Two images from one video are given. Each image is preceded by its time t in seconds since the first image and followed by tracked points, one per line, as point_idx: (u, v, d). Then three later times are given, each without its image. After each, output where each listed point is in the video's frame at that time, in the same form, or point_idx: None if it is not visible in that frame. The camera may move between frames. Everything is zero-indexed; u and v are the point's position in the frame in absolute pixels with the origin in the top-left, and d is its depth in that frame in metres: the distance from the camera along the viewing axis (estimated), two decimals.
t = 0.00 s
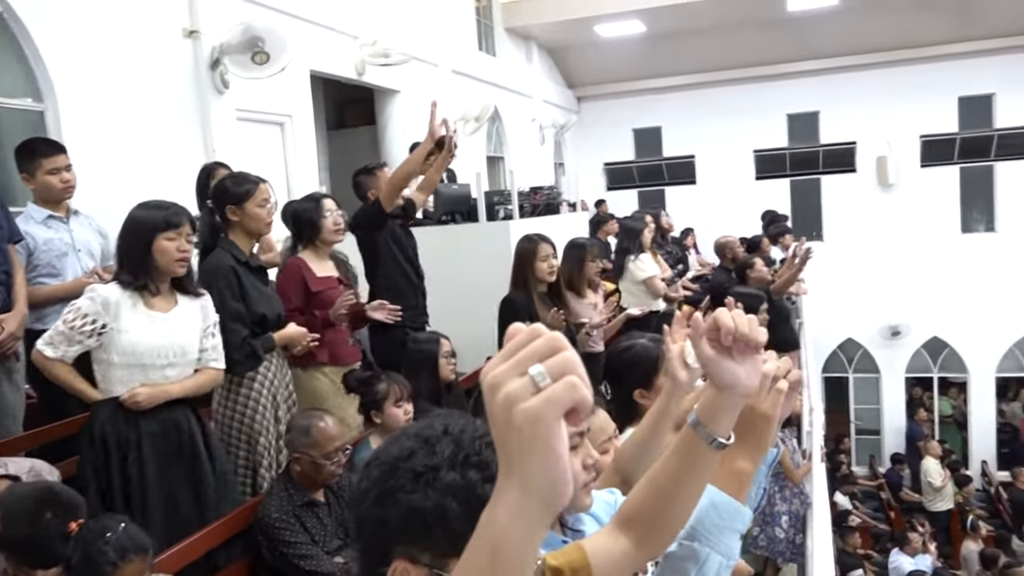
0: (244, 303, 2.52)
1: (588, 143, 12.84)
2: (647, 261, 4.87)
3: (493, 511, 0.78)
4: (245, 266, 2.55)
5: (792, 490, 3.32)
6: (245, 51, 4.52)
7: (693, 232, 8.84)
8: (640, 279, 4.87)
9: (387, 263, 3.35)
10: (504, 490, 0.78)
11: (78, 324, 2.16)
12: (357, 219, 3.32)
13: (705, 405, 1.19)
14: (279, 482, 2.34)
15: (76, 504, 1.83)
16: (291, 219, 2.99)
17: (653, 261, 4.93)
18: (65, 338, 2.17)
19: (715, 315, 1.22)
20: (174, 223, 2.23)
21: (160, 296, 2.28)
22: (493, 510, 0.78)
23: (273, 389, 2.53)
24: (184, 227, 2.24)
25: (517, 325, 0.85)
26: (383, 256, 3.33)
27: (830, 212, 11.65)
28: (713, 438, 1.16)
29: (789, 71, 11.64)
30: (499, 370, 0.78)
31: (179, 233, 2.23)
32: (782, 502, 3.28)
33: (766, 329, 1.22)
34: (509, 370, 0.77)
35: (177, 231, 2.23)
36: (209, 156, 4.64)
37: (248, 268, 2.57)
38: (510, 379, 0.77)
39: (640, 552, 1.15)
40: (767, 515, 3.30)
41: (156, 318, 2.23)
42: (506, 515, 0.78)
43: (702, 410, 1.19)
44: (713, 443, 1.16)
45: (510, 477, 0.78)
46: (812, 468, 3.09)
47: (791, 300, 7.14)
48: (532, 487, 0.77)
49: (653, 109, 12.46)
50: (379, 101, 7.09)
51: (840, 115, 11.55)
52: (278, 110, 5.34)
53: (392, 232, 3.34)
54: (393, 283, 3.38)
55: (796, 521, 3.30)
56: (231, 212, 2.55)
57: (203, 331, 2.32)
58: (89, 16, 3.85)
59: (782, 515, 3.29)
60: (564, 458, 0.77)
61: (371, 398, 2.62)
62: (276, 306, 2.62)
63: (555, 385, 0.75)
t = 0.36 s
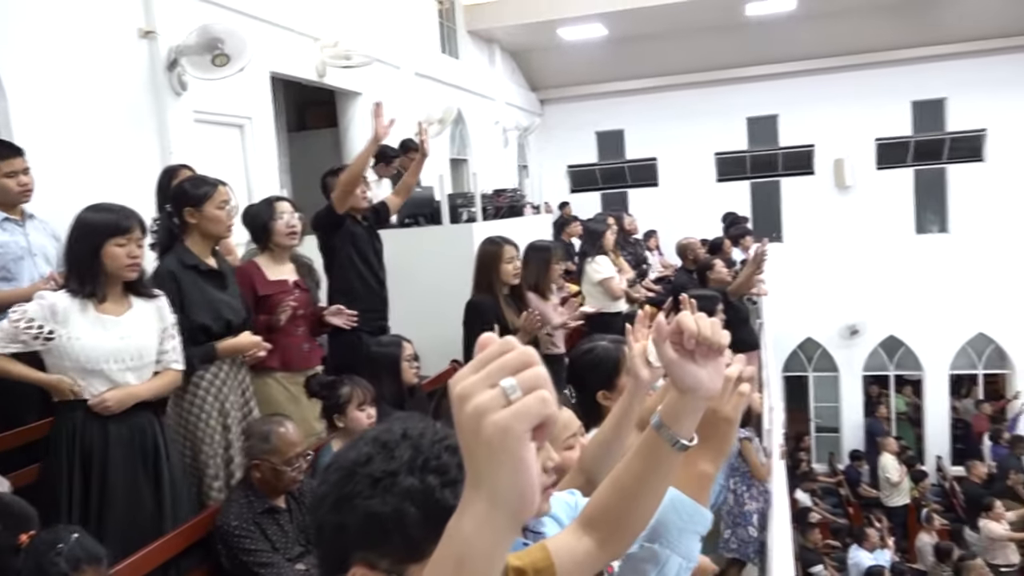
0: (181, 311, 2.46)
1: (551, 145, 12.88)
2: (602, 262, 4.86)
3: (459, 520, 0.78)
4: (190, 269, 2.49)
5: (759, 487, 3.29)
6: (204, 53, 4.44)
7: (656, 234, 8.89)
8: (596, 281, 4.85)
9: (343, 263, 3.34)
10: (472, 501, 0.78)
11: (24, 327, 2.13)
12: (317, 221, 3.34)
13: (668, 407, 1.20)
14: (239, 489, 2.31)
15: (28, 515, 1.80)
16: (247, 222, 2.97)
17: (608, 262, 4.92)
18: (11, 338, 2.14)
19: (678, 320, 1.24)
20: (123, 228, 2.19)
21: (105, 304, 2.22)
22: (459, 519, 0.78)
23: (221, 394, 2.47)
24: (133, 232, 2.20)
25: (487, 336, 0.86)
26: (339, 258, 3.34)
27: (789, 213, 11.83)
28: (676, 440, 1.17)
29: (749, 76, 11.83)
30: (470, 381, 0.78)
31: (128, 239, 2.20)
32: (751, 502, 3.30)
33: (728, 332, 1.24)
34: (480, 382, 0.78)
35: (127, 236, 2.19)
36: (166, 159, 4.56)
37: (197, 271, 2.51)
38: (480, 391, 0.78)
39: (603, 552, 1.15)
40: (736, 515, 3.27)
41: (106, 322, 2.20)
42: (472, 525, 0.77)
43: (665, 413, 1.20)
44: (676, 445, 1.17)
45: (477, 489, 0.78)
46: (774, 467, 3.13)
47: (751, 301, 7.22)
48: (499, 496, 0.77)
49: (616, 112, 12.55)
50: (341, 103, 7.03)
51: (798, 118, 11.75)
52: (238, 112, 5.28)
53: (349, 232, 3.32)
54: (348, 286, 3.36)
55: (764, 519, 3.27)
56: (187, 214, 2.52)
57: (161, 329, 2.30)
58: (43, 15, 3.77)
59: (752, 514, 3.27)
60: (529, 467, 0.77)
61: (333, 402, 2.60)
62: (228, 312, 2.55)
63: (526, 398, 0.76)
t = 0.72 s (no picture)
0: (125, 311, 2.40)
1: (522, 140, 12.86)
2: (565, 256, 4.77)
3: (412, 539, 0.75)
4: (138, 266, 2.43)
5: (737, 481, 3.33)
6: (168, 46, 4.35)
7: (627, 228, 8.92)
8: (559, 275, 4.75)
9: (307, 257, 3.30)
10: (424, 520, 0.74)
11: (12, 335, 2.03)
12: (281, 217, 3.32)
13: (638, 402, 1.20)
14: (207, 486, 2.27)
15: None
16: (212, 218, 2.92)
17: (573, 257, 4.83)
18: None
19: (647, 314, 1.24)
20: (80, 225, 2.14)
21: (69, 300, 2.19)
22: (413, 539, 0.75)
23: (167, 398, 2.37)
24: (90, 229, 2.16)
25: (440, 339, 0.80)
26: (303, 252, 3.29)
27: (758, 207, 11.94)
28: (646, 437, 1.17)
29: (718, 71, 11.91)
30: (420, 393, 0.73)
31: (86, 235, 2.15)
32: (730, 496, 3.31)
33: (698, 326, 1.24)
34: (430, 394, 0.73)
35: (85, 233, 2.15)
36: (130, 155, 4.48)
37: (148, 267, 2.44)
38: (431, 403, 0.73)
39: (574, 551, 1.14)
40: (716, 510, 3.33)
41: (70, 314, 2.16)
42: (426, 544, 0.74)
43: (635, 408, 1.19)
44: (647, 442, 1.17)
45: (430, 506, 0.74)
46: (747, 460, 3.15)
47: (722, 294, 7.25)
48: (452, 513, 0.73)
49: (587, 107, 12.57)
50: (309, 96, 6.95)
51: (767, 113, 11.85)
52: (203, 106, 5.19)
53: (313, 226, 3.28)
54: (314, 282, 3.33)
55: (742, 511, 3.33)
56: (149, 207, 2.47)
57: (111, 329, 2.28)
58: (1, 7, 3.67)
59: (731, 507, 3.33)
60: (486, 483, 0.73)
61: (300, 400, 2.56)
62: (177, 311, 2.46)
63: (480, 411, 0.72)
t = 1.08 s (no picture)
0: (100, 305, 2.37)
1: (511, 129, 12.83)
2: (552, 247, 4.79)
3: (384, 558, 0.75)
4: (112, 258, 2.38)
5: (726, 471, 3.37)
6: (152, 35, 4.30)
7: (616, 217, 8.91)
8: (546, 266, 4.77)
9: (289, 248, 3.27)
10: (397, 542, 0.74)
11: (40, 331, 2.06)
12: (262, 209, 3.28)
13: (624, 399, 1.19)
14: (195, 477, 2.24)
15: None
16: (196, 209, 2.88)
17: (560, 248, 4.86)
18: (37, 349, 2.04)
19: (634, 308, 1.25)
20: (52, 217, 2.14)
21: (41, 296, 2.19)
22: (384, 561, 0.75)
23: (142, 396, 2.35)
24: (62, 221, 2.17)
25: (414, 344, 0.79)
26: (285, 244, 3.27)
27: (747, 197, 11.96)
28: (633, 434, 1.16)
29: (706, 60, 11.90)
30: (390, 405, 0.72)
31: (58, 229, 2.16)
32: (720, 485, 3.31)
33: (685, 320, 1.25)
34: (401, 407, 0.71)
35: (57, 225, 2.16)
36: (114, 143, 4.43)
37: (122, 260, 2.39)
38: (402, 417, 0.71)
39: (556, 552, 1.15)
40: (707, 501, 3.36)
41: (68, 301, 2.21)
42: (398, 565, 0.74)
43: (623, 405, 1.18)
44: (633, 439, 1.16)
45: (400, 526, 0.74)
46: (735, 448, 3.19)
47: (711, 284, 7.26)
48: (422, 535, 0.73)
49: (575, 96, 12.54)
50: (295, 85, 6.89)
51: (755, 103, 11.86)
52: (188, 95, 5.14)
53: (294, 217, 3.25)
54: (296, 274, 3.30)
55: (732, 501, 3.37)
56: (132, 198, 2.44)
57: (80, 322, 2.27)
58: None
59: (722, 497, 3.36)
60: (463, 504, 0.73)
61: (283, 395, 2.55)
62: (152, 304, 2.40)
63: (454, 427, 0.70)
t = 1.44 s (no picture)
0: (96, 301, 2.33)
1: (501, 124, 12.81)
2: (547, 242, 4.73)
3: None
4: (106, 254, 2.35)
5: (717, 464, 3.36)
6: (140, 29, 4.22)
7: (606, 211, 8.90)
8: (541, 261, 4.73)
9: (276, 242, 3.24)
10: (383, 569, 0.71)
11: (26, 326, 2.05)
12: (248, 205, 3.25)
13: (617, 403, 1.19)
14: (186, 473, 2.22)
15: None
16: (185, 203, 2.84)
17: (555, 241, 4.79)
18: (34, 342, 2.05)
19: (630, 308, 1.23)
20: (27, 210, 2.12)
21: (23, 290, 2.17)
22: None
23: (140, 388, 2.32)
24: (37, 213, 2.14)
25: (409, 357, 0.78)
26: (271, 238, 3.24)
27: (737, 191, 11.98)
28: (626, 437, 1.16)
29: (696, 54, 11.92)
30: (381, 423, 0.70)
31: (35, 221, 2.14)
32: (710, 480, 3.31)
33: (682, 321, 1.24)
34: (394, 425, 0.70)
35: (34, 218, 2.13)
36: (100, 138, 4.40)
37: (116, 255, 2.36)
38: (394, 436, 0.70)
39: (548, 558, 1.14)
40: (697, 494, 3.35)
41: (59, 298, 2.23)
42: None
43: (616, 408, 1.18)
44: (626, 442, 1.16)
45: (392, 555, 0.71)
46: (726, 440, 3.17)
47: (701, 277, 7.26)
48: (415, 565, 0.70)
49: (566, 91, 12.53)
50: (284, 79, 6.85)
51: (745, 97, 11.88)
52: (175, 89, 5.10)
53: (280, 211, 3.23)
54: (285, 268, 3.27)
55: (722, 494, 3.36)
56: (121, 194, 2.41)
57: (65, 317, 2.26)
58: None
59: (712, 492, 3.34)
60: (457, 531, 0.70)
61: (271, 392, 2.53)
62: (150, 299, 2.39)
63: (451, 448, 0.68)
